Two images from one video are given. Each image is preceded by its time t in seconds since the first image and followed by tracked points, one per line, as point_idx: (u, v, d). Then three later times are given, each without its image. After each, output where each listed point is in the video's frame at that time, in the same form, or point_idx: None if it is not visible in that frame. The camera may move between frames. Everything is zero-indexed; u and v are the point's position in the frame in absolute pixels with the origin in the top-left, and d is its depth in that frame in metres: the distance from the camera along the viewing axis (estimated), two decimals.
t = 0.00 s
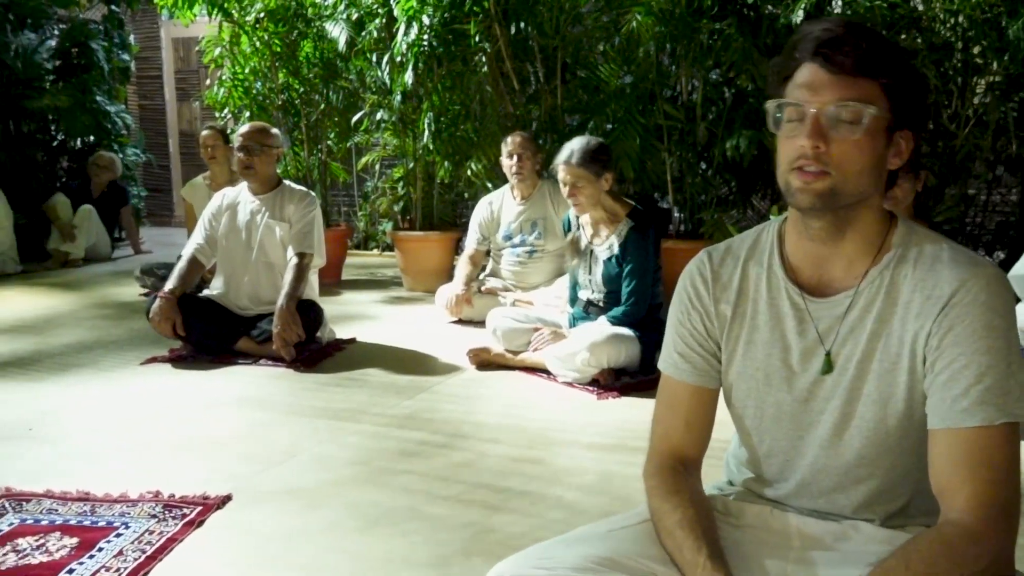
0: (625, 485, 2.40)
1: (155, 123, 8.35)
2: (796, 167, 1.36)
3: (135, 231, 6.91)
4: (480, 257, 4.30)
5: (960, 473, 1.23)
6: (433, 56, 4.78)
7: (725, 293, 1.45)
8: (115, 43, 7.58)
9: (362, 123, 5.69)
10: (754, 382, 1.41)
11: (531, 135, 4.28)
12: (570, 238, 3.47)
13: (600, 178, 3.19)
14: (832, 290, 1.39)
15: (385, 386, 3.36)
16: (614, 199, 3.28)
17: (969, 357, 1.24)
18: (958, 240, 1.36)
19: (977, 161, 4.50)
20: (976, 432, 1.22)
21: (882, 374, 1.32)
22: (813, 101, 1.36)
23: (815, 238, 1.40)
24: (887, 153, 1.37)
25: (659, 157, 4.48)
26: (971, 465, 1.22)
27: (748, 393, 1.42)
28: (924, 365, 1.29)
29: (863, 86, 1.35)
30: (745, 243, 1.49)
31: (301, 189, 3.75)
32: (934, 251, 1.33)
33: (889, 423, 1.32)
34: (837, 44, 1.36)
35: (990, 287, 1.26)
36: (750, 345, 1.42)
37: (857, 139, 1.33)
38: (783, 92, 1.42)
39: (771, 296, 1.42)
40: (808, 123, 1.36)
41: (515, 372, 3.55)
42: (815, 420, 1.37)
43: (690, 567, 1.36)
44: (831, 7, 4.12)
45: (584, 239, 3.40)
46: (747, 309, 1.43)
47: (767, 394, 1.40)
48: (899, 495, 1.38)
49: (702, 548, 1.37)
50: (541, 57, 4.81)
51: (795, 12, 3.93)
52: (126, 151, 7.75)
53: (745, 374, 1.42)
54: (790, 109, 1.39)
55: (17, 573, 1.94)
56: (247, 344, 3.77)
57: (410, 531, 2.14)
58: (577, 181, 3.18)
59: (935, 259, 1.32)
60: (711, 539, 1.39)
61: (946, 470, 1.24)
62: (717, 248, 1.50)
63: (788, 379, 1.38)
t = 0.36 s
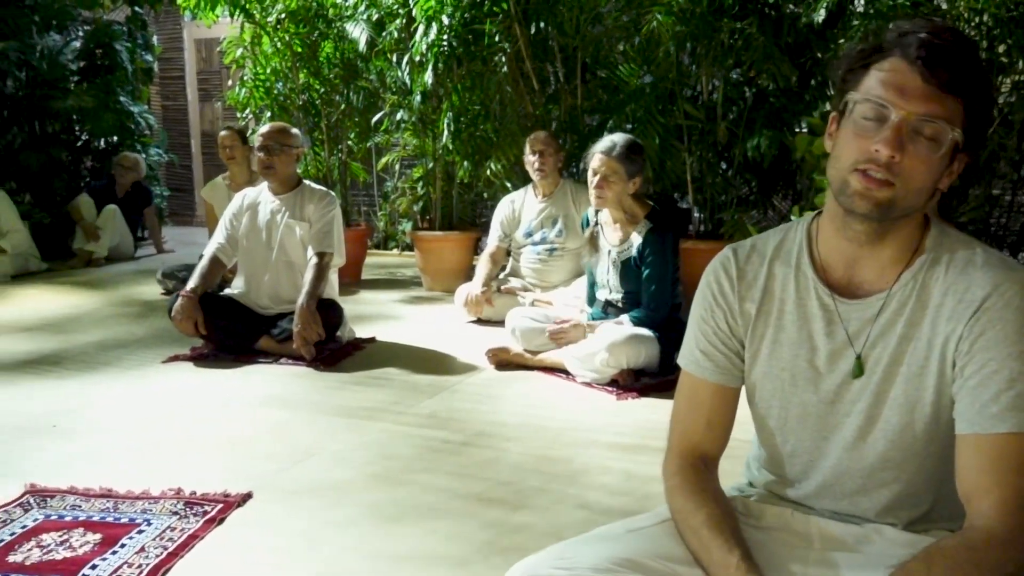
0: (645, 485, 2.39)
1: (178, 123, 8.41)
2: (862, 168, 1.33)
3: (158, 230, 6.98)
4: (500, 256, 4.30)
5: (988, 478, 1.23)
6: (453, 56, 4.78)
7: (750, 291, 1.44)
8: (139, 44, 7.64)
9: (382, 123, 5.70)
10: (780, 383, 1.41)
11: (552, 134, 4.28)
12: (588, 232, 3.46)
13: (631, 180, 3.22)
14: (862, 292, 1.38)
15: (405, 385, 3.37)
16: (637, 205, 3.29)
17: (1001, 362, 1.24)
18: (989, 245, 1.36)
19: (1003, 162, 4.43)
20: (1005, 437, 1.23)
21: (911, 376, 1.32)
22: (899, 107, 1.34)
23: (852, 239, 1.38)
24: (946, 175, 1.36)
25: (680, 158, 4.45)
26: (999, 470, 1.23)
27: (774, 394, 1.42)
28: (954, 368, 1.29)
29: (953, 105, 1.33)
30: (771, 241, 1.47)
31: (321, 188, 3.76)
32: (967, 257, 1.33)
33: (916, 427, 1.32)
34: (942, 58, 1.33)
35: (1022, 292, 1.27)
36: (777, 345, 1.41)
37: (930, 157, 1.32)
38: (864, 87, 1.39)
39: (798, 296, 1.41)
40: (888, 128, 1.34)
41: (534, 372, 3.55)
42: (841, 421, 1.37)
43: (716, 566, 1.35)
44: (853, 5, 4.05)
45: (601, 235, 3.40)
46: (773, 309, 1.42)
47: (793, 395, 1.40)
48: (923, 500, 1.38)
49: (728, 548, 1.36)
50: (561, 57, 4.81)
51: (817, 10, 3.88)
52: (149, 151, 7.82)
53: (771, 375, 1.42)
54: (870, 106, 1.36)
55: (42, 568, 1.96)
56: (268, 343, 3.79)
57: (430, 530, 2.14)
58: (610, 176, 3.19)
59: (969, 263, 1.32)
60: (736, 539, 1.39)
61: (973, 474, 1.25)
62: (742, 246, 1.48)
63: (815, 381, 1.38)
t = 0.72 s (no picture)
0: (664, 487, 2.38)
1: (199, 123, 8.47)
2: (854, 168, 1.35)
3: (180, 230, 7.03)
4: (519, 256, 4.30)
5: (1012, 482, 1.22)
6: (472, 56, 4.78)
7: (771, 293, 1.43)
8: (160, 45, 7.70)
9: (402, 124, 5.72)
10: (801, 386, 1.40)
11: (571, 134, 4.28)
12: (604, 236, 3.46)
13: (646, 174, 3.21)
14: (883, 295, 1.37)
15: (424, 385, 3.38)
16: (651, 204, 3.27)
17: None
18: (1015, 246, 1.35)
19: None
20: None
21: (934, 380, 1.31)
22: (888, 104, 1.36)
23: (868, 241, 1.38)
24: (955, 167, 1.35)
25: (699, 158, 4.45)
26: None
27: (795, 397, 1.41)
28: (979, 371, 1.28)
29: (948, 98, 1.33)
30: (793, 242, 1.47)
31: (340, 188, 3.78)
32: (993, 259, 1.31)
33: (939, 431, 1.31)
34: (929, 50, 1.33)
35: None
36: (798, 347, 1.41)
37: (922, 151, 1.33)
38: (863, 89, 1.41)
39: (820, 298, 1.40)
40: (877, 126, 1.36)
41: (553, 372, 3.55)
42: (863, 425, 1.36)
43: (736, 569, 1.35)
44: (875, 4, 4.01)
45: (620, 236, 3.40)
46: (794, 311, 1.42)
47: (815, 399, 1.39)
48: (946, 503, 1.37)
49: (748, 550, 1.36)
50: (580, 56, 4.81)
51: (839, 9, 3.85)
52: (171, 151, 7.88)
53: (792, 378, 1.41)
54: (864, 107, 1.39)
55: (64, 564, 1.98)
56: (287, 342, 3.80)
57: (449, 529, 2.15)
58: (624, 166, 3.20)
59: (994, 265, 1.31)
60: (756, 542, 1.38)
61: (996, 479, 1.24)
62: (763, 247, 1.47)
63: (837, 384, 1.37)
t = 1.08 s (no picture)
0: (683, 488, 2.38)
1: (221, 124, 8.53)
2: (895, 173, 1.32)
3: (202, 229, 7.09)
4: (538, 256, 4.30)
5: None
6: (492, 56, 4.79)
7: (785, 297, 1.42)
8: (183, 45, 7.77)
9: (422, 123, 5.74)
10: (818, 391, 1.39)
11: (590, 134, 4.28)
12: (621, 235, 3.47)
13: (663, 165, 3.24)
14: (901, 297, 1.36)
15: (444, 384, 3.39)
16: (666, 199, 3.30)
17: None
18: None
19: None
20: None
21: (953, 383, 1.30)
22: (914, 105, 1.34)
23: (888, 245, 1.37)
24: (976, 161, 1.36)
25: (720, 157, 4.44)
26: None
27: (812, 401, 1.40)
28: (998, 373, 1.26)
29: (961, 91, 1.34)
30: (806, 246, 1.46)
31: (361, 188, 3.79)
32: (1010, 259, 1.30)
33: (959, 433, 1.30)
34: (939, 49, 1.35)
35: None
36: (814, 352, 1.40)
37: (960, 146, 1.32)
38: (870, 97, 1.39)
39: (835, 302, 1.39)
40: (910, 128, 1.33)
41: (572, 372, 3.55)
42: (882, 430, 1.35)
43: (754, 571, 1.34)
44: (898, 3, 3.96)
45: (636, 236, 3.40)
46: (809, 315, 1.41)
47: (832, 403, 1.38)
48: (968, 507, 1.35)
49: (763, 552, 1.35)
50: (600, 56, 4.80)
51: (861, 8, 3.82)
52: (193, 151, 7.94)
53: (809, 383, 1.40)
54: (883, 111, 1.36)
55: (87, 561, 2.00)
56: (309, 341, 3.82)
57: (469, 529, 2.15)
58: (642, 157, 3.23)
59: (1011, 266, 1.30)
60: (772, 545, 1.38)
61: (1018, 482, 1.23)
62: (777, 251, 1.46)
63: (855, 388, 1.36)
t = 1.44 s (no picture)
0: (702, 489, 2.37)
1: (242, 124, 8.57)
2: (882, 176, 1.32)
3: (222, 229, 7.13)
4: (556, 257, 4.30)
5: None
6: (511, 56, 4.79)
7: (793, 300, 1.42)
8: (205, 46, 7.81)
9: (441, 124, 5.75)
10: (827, 394, 1.38)
11: (608, 135, 4.27)
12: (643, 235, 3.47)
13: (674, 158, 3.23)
14: (908, 298, 1.35)
15: (462, 384, 3.39)
16: (684, 195, 3.28)
17: None
18: None
19: None
20: None
21: (963, 384, 1.29)
22: (890, 107, 1.34)
23: (890, 247, 1.36)
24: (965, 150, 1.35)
25: (740, 158, 4.42)
26: None
27: (822, 404, 1.39)
28: (1008, 374, 1.25)
29: (935, 85, 1.33)
30: (812, 248, 1.45)
31: (381, 188, 3.80)
32: (1015, 257, 1.29)
33: (973, 436, 1.28)
34: (907, 47, 1.34)
35: None
36: (824, 354, 1.39)
37: (942, 139, 1.31)
38: (848, 107, 1.39)
39: (843, 304, 1.38)
40: (889, 130, 1.33)
41: (591, 373, 3.55)
42: (892, 433, 1.34)
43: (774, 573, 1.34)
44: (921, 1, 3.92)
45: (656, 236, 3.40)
46: (817, 317, 1.40)
47: (842, 406, 1.37)
48: (987, 510, 1.34)
49: (782, 554, 1.35)
50: (620, 56, 4.79)
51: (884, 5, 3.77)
52: (214, 151, 7.99)
53: (819, 385, 1.39)
54: (863, 117, 1.36)
55: (109, 557, 2.02)
56: (328, 340, 3.84)
57: (486, 528, 2.15)
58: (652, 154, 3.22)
59: (1016, 264, 1.28)
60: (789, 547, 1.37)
61: None
62: (784, 253, 1.45)
63: (864, 391, 1.35)
